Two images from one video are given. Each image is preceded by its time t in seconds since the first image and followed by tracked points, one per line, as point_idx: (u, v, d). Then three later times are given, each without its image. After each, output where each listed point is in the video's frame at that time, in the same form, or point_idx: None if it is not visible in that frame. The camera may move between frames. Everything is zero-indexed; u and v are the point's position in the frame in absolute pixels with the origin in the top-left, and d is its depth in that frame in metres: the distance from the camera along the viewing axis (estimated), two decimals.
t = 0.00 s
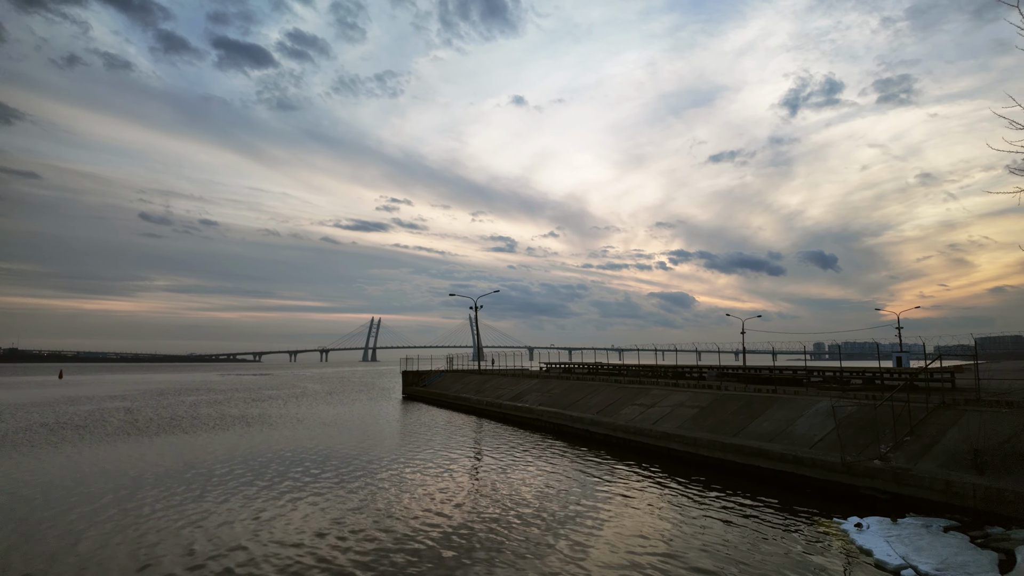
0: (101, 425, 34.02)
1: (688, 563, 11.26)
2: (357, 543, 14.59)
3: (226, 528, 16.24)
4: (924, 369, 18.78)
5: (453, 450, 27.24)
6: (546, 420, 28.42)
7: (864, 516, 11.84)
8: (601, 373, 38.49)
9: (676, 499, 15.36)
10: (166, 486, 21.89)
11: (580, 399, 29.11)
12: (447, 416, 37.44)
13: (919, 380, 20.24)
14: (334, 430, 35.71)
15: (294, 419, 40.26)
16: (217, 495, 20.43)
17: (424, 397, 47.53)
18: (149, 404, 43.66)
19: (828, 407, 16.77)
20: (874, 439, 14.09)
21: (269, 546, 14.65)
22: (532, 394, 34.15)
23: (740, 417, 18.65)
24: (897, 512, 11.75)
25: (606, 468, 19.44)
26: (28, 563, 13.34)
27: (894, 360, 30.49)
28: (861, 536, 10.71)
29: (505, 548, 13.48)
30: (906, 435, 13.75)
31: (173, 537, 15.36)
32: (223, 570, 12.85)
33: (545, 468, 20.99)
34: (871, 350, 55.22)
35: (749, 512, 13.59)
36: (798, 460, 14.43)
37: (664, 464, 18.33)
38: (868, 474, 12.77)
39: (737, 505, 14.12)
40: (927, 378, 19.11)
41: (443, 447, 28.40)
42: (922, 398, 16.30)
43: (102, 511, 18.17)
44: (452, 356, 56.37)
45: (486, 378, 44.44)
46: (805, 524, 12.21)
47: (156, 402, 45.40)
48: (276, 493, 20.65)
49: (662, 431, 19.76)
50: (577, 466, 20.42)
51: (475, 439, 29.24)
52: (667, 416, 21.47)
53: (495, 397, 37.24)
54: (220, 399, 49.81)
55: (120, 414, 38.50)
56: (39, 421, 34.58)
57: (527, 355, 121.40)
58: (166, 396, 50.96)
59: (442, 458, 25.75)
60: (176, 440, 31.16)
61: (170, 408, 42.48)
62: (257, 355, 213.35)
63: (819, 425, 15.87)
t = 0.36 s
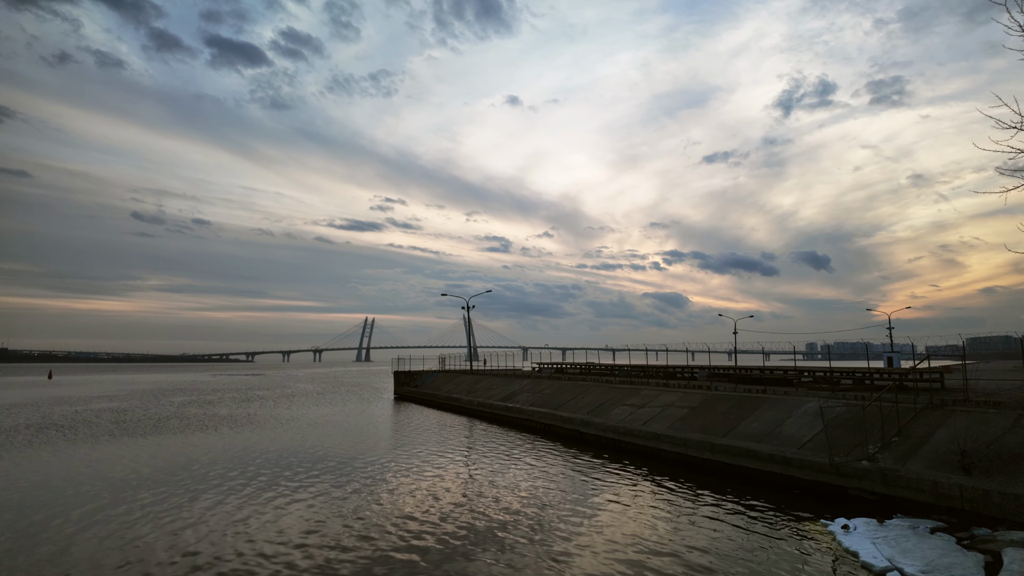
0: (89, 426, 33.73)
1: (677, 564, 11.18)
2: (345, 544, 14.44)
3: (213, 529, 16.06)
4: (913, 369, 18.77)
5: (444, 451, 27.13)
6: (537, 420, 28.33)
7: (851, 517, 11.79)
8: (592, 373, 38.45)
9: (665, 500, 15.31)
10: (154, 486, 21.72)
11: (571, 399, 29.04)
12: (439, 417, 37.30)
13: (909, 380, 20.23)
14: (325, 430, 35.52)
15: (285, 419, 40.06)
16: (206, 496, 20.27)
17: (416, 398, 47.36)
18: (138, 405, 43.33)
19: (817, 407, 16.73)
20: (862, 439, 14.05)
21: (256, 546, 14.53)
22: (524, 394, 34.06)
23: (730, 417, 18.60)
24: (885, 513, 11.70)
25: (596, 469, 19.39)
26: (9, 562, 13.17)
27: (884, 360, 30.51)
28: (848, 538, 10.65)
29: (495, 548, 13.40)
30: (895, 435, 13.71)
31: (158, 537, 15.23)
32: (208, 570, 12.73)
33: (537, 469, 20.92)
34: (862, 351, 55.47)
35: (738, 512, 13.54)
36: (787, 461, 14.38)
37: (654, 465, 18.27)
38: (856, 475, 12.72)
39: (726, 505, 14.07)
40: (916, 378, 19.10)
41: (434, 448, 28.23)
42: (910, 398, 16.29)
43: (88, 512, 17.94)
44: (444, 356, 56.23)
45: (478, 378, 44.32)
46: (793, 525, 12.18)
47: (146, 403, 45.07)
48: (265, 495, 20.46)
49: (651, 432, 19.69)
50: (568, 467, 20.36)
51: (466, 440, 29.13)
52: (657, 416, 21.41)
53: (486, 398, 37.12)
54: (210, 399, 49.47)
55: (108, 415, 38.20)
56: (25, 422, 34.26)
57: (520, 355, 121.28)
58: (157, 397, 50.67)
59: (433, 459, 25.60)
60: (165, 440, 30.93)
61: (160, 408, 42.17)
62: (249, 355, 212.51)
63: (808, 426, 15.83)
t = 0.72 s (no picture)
0: (87, 425, 33.65)
1: (676, 566, 11.01)
2: (343, 544, 14.26)
3: (209, 528, 15.89)
4: (913, 369, 18.63)
5: (442, 451, 27.04)
6: (534, 420, 28.23)
7: (849, 519, 11.68)
8: (591, 373, 38.33)
9: (663, 500, 15.24)
10: (153, 485, 21.68)
11: (569, 399, 28.91)
12: (437, 417, 37.19)
13: (909, 380, 20.09)
14: (323, 430, 35.42)
15: (283, 418, 39.98)
16: (204, 495, 20.22)
17: (415, 398, 47.25)
18: (137, 404, 43.22)
19: (816, 408, 16.60)
20: (861, 440, 13.92)
21: (254, 544, 14.47)
22: (522, 394, 33.93)
23: (728, 418, 18.46)
24: (883, 515, 11.58)
25: (595, 469, 19.30)
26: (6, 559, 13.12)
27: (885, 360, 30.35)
28: (846, 540, 10.55)
29: (494, 548, 13.34)
30: (894, 436, 13.58)
31: (155, 536, 15.17)
32: (204, 568, 12.67)
33: (536, 469, 20.86)
34: (862, 351, 55.40)
35: (736, 513, 13.46)
36: (785, 462, 14.25)
37: (651, 466, 18.17)
38: (854, 476, 12.60)
39: (725, 506, 13.97)
40: (916, 378, 18.95)
41: (433, 448, 28.09)
42: (910, 399, 16.18)
43: (83, 511, 17.76)
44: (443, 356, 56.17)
45: (476, 378, 44.20)
46: (791, 526, 12.10)
47: (144, 402, 44.94)
48: (263, 494, 20.28)
49: (649, 433, 19.59)
50: (567, 467, 20.28)
51: (464, 440, 29.03)
52: (655, 416, 21.29)
53: (485, 398, 37.00)
54: (209, 399, 49.28)
55: (106, 414, 38.09)
56: (23, 421, 34.14)
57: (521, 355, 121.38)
58: (155, 396, 50.58)
59: (431, 459, 25.43)
60: (163, 440, 30.84)
61: (158, 407, 42.06)
62: (249, 355, 212.61)
63: (806, 426, 15.71)
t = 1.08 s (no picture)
0: (98, 424, 33.91)
1: (688, 570, 10.78)
2: (350, 547, 14.09)
3: (216, 529, 15.82)
4: (927, 370, 18.33)
5: (451, 452, 27.01)
6: (543, 421, 28.12)
7: (862, 523, 11.48)
8: (600, 374, 38.14)
9: (672, 503, 15.10)
10: (163, 484, 21.80)
11: (577, 400, 28.77)
12: (445, 418, 37.17)
13: (924, 381, 19.76)
14: (331, 430, 35.48)
15: (292, 418, 40.13)
16: (214, 495, 20.29)
17: (423, 398, 47.28)
18: (148, 403, 43.53)
19: (827, 409, 16.37)
20: (874, 442, 13.70)
21: (262, 544, 14.48)
22: (530, 395, 33.83)
23: (738, 419, 18.26)
24: (897, 519, 11.36)
25: (604, 471, 19.16)
26: (19, 557, 13.21)
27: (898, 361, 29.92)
28: (858, 545, 10.34)
29: (501, 550, 13.26)
30: (907, 439, 13.35)
31: (164, 535, 15.23)
32: (213, 567, 12.71)
33: (544, 471, 20.75)
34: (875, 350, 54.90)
35: (746, 516, 13.29)
36: (796, 464, 14.06)
37: (660, 468, 18.01)
38: (867, 479, 12.38)
39: (735, 509, 13.80)
40: (930, 379, 18.64)
41: (441, 449, 28.02)
42: (924, 401, 15.91)
43: (92, 511, 17.73)
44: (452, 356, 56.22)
45: (485, 378, 44.13)
46: (801, 529, 11.92)
47: (155, 402, 45.27)
48: (270, 494, 20.23)
49: (658, 434, 19.42)
50: (575, 469, 20.16)
51: (472, 441, 28.96)
52: (664, 418, 21.11)
53: (493, 398, 36.95)
54: (220, 399, 49.51)
55: (117, 413, 38.38)
56: (36, 420, 34.47)
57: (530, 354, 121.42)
58: (166, 395, 50.95)
59: (440, 460, 25.33)
60: (173, 439, 31.01)
61: (169, 407, 42.34)
62: (260, 355, 214.23)
63: (817, 428, 15.49)
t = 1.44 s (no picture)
0: (148, 423, 35.15)
1: None
2: (388, 546, 14.18)
3: (258, 525, 16.17)
4: (982, 372, 17.47)
5: (488, 453, 27.08)
6: (578, 423, 27.91)
7: (912, 532, 11.00)
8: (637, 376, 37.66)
9: (712, 508, 14.77)
10: (210, 481, 22.48)
11: (614, 402, 28.45)
12: (481, 419, 37.27)
13: (980, 384, 18.83)
14: (369, 430, 35.96)
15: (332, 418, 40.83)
16: (258, 492, 20.81)
17: (459, 399, 47.51)
18: (194, 403, 44.92)
19: (874, 413, 15.76)
20: (925, 448, 13.12)
21: (303, 541, 14.77)
22: (566, 397, 33.63)
23: (781, 423, 17.76)
24: (950, 529, 10.85)
25: (642, 475, 18.90)
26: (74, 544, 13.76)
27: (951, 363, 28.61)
28: (908, 555, 9.90)
29: (539, 552, 13.19)
30: (961, 444, 12.73)
31: (209, 530, 15.67)
32: (255, 562, 13.01)
33: (582, 474, 20.58)
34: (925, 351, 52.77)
35: (790, 523, 12.90)
36: (841, 470, 13.59)
37: (699, 472, 17.65)
38: (918, 486, 11.86)
39: (777, 515, 13.41)
40: (987, 382, 17.74)
41: (477, 450, 28.09)
42: (980, 404, 15.15)
43: (142, 506, 18.36)
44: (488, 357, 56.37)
45: (521, 379, 44.09)
46: (848, 537, 11.50)
47: (201, 401, 46.67)
48: (311, 494, 20.57)
49: (697, 437, 19.06)
50: (613, 472, 19.94)
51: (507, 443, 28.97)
52: (703, 421, 20.69)
53: (529, 400, 36.86)
54: (263, 399, 50.88)
55: (166, 412, 39.73)
56: (91, 418, 35.94)
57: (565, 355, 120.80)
58: (211, 395, 52.50)
59: (477, 462, 25.37)
60: (218, 438, 31.90)
61: (214, 406, 43.61)
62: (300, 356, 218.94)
63: (864, 432, 14.93)
